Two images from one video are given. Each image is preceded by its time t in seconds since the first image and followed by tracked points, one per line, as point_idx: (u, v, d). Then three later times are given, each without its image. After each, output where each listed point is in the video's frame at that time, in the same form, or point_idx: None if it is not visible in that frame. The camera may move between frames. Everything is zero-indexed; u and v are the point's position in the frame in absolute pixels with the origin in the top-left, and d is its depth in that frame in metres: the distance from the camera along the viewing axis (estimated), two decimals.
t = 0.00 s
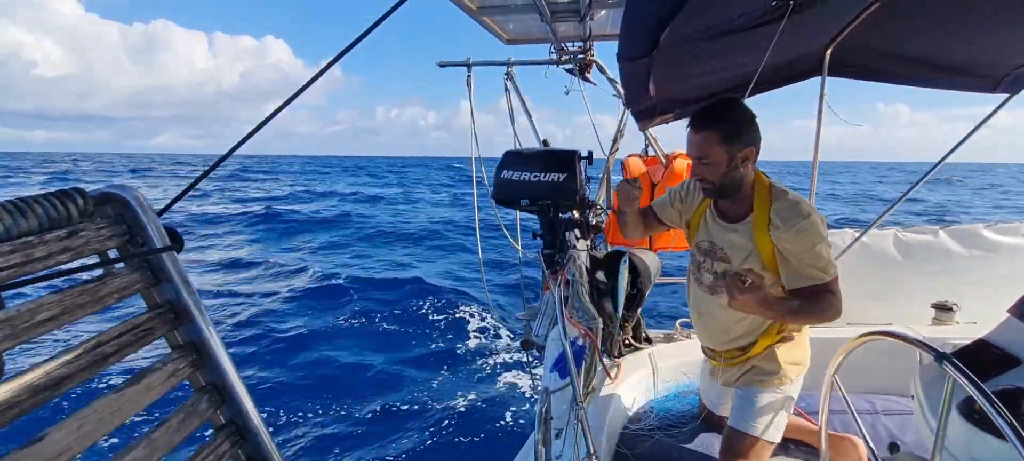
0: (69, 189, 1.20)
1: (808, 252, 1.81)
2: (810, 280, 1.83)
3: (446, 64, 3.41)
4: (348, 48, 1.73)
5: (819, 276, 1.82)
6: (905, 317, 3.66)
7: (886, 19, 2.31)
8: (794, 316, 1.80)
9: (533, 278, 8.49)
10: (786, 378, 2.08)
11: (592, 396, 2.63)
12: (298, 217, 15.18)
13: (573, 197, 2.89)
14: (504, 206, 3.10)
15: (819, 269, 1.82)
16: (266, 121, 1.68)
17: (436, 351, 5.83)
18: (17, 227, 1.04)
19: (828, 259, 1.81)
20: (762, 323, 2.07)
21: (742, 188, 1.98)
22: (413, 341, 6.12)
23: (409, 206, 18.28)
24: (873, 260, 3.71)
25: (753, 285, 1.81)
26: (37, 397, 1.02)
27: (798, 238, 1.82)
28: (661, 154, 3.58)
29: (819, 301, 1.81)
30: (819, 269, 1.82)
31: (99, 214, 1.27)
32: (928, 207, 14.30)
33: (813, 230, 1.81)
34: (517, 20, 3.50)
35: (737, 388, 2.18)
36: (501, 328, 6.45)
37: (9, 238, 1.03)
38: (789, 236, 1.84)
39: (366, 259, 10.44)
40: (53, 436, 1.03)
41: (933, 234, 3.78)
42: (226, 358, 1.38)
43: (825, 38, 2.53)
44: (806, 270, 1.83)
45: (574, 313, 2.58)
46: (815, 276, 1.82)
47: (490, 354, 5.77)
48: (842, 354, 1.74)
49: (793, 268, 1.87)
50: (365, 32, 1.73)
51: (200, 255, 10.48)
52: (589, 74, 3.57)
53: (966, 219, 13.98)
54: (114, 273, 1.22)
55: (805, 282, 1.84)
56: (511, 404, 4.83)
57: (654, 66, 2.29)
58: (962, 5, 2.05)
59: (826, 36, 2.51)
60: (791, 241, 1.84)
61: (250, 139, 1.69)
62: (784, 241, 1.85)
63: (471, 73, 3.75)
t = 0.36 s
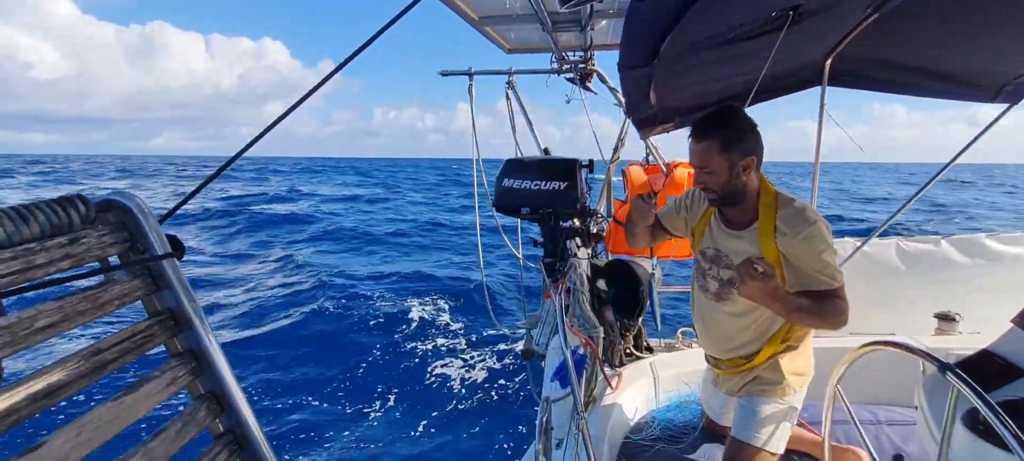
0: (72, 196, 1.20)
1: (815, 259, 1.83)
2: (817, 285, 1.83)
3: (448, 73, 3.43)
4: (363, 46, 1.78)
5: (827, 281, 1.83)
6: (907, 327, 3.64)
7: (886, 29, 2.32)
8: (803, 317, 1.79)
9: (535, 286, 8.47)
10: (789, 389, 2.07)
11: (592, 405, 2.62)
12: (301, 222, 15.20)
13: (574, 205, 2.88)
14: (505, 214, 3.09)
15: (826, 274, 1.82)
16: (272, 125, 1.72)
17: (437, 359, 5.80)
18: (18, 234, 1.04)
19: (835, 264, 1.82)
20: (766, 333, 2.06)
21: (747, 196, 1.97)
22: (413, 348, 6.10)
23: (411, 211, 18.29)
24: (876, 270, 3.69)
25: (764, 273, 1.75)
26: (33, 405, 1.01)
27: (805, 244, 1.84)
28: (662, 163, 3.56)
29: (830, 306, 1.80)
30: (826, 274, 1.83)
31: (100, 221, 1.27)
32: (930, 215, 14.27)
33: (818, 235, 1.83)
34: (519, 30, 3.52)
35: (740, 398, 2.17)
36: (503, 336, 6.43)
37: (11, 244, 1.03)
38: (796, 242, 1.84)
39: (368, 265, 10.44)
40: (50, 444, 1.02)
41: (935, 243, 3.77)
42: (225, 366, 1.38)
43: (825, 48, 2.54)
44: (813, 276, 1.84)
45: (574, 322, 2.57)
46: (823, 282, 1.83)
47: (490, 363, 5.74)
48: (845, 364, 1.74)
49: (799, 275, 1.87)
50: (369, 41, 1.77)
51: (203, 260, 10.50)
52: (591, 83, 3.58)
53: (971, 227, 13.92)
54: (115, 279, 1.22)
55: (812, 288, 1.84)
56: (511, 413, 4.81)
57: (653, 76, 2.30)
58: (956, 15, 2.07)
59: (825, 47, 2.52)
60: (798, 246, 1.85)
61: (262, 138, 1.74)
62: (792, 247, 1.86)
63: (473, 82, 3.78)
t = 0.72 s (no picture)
0: (75, 205, 1.21)
1: (811, 269, 1.81)
2: (812, 295, 1.82)
3: (449, 84, 3.44)
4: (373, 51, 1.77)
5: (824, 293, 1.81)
6: (910, 336, 3.59)
7: (885, 39, 2.32)
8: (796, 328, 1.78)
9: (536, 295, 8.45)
10: (793, 400, 2.06)
11: (595, 415, 2.63)
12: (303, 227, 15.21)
13: (575, 215, 2.88)
14: (506, 224, 3.09)
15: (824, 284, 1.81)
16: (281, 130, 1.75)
17: (438, 369, 5.77)
18: (20, 243, 1.04)
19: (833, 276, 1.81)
20: (768, 345, 2.03)
21: (744, 207, 1.97)
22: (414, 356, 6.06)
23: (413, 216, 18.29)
24: (879, 280, 3.68)
25: (749, 286, 1.79)
26: (32, 415, 1.01)
27: (803, 255, 1.82)
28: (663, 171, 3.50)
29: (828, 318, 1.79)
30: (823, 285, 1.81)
31: (103, 229, 1.27)
32: (932, 219, 14.22)
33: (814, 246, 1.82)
34: (520, 41, 3.54)
35: (743, 410, 2.15)
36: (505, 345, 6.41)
37: (12, 253, 1.03)
38: (794, 253, 1.84)
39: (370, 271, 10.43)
40: (48, 455, 1.01)
41: (937, 253, 3.76)
42: (225, 377, 1.37)
43: (826, 58, 2.54)
44: (808, 286, 1.83)
45: (577, 332, 2.63)
46: (821, 292, 1.81)
47: (491, 371, 5.71)
48: (849, 376, 1.72)
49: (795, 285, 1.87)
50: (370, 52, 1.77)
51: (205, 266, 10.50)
52: (592, 93, 3.59)
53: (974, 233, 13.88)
54: (116, 289, 1.21)
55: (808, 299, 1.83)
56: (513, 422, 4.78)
57: (653, 86, 2.31)
58: (954, 24, 2.07)
59: (825, 58, 2.53)
60: (796, 257, 1.84)
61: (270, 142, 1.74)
62: (790, 258, 1.85)
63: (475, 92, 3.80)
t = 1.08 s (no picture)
0: (77, 212, 1.21)
1: (767, 270, 1.79)
2: (753, 290, 1.78)
3: (450, 92, 3.46)
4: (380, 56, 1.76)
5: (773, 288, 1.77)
6: (911, 340, 3.54)
7: (886, 48, 2.32)
8: (713, 312, 1.75)
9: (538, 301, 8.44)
10: (800, 409, 2.04)
11: (598, 424, 2.63)
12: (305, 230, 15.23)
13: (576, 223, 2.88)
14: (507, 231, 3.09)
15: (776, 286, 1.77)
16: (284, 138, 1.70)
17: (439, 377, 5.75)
18: (22, 250, 1.04)
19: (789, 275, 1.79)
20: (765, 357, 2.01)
21: (736, 216, 1.98)
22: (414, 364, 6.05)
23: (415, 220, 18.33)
24: (880, 287, 3.67)
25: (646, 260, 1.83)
26: (31, 424, 1.00)
27: (771, 257, 1.82)
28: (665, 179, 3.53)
29: (752, 312, 1.76)
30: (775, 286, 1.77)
31: (105, 237, 1.27)
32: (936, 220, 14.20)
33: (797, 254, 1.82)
34: (521, 50, 3.56)
35: (747, 420, 2.13)
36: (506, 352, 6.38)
37: (14, 261, 1.03)
38: (767, 254, 1.83)
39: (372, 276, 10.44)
40: None
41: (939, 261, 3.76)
42: (226, 385, 1.36)
43: (825, 67, 2.55)
44: (758, 279, 1.79)
45: (579, 341, 2.62)
46: (761, 290, 1.77)
47: (492, 379, 5.70)
48: (853, 385, 1.72)
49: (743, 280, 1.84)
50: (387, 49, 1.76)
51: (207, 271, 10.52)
52: (592, 101, 3.59)
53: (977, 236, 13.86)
54: (116, 296, 1.21)
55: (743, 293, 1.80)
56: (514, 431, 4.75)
57: (654, 94, 2.32)
58: (955, 31, 2.07)
59: (824, 66, 2.54)
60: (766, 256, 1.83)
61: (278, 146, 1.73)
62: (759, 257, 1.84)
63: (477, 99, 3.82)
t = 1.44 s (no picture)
0: (78, 214, 1.21)
1: (759, 271, 1.80)
2: (746, 295, 1.79)
3: (450, 95, 3.46)
4: (381, 58, 1.75)
5: (764, 291, 1.78)
6: (910, 342, 3.59)
7: (886, 51, 2.33)
8: (708, 318, 1.79)
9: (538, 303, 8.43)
10: (799, 411, 2.03)
11: (597, 427, 2.63)
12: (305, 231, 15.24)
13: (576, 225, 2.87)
14: (507, 234, 3.09)
15: (771, 287, 1.78)
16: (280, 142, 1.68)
17: (439, 380, 5.74)
18: (21, 252, 1.04)
19: (779, 277, 1.79)
20: (762, 358, 2.01)
21: (725, 217, 1.97)
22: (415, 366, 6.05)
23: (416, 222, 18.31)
24: (881, 289, 3.67)
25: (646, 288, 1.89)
26: (30, 425, 1.00)
27: (761, 257, 1.82)
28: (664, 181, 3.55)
29: (748, 315, 1.77)
30: (768, 287, 1.78)
31: (105, 239, 1.27)
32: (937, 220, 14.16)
33: (783, 252, 1.82)
34: (521, 53, 3.56)
35: (747, 423, 2.12)
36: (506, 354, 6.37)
37: (13, 262, 1.03)
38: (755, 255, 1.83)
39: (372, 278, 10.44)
40: None
41: (940, 263, 3.76)
42: (226, 388, 1.36)
43: (825, 70, 2.55)
44: (749, 284, 1.80)
45: (579, 344, 2.62)
46: (755, 292, 1.78)
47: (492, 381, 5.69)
48: (854, 389, 1.71)
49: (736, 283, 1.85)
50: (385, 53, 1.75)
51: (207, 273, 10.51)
52: (593, 104, 3.59)
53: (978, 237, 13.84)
54: (116, 298, 1.21)
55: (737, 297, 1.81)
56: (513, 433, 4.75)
57: (654, 97, 2.32)
58: (955, 34, 2.07)
59: (825, 69, 2.54)
60: (754, 258, 1.83)
61: (276, 150, 1.72)
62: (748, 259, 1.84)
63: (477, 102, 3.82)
